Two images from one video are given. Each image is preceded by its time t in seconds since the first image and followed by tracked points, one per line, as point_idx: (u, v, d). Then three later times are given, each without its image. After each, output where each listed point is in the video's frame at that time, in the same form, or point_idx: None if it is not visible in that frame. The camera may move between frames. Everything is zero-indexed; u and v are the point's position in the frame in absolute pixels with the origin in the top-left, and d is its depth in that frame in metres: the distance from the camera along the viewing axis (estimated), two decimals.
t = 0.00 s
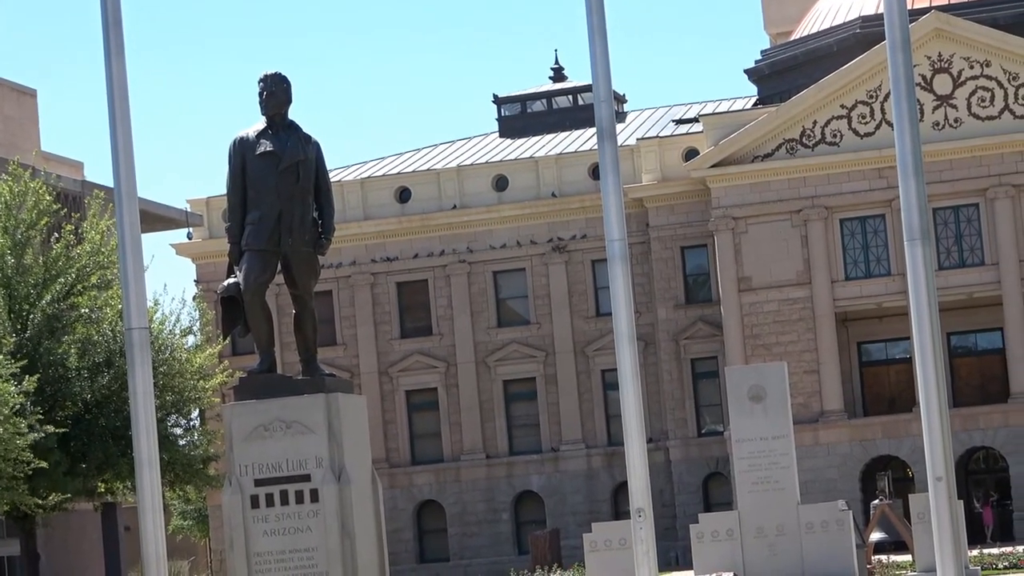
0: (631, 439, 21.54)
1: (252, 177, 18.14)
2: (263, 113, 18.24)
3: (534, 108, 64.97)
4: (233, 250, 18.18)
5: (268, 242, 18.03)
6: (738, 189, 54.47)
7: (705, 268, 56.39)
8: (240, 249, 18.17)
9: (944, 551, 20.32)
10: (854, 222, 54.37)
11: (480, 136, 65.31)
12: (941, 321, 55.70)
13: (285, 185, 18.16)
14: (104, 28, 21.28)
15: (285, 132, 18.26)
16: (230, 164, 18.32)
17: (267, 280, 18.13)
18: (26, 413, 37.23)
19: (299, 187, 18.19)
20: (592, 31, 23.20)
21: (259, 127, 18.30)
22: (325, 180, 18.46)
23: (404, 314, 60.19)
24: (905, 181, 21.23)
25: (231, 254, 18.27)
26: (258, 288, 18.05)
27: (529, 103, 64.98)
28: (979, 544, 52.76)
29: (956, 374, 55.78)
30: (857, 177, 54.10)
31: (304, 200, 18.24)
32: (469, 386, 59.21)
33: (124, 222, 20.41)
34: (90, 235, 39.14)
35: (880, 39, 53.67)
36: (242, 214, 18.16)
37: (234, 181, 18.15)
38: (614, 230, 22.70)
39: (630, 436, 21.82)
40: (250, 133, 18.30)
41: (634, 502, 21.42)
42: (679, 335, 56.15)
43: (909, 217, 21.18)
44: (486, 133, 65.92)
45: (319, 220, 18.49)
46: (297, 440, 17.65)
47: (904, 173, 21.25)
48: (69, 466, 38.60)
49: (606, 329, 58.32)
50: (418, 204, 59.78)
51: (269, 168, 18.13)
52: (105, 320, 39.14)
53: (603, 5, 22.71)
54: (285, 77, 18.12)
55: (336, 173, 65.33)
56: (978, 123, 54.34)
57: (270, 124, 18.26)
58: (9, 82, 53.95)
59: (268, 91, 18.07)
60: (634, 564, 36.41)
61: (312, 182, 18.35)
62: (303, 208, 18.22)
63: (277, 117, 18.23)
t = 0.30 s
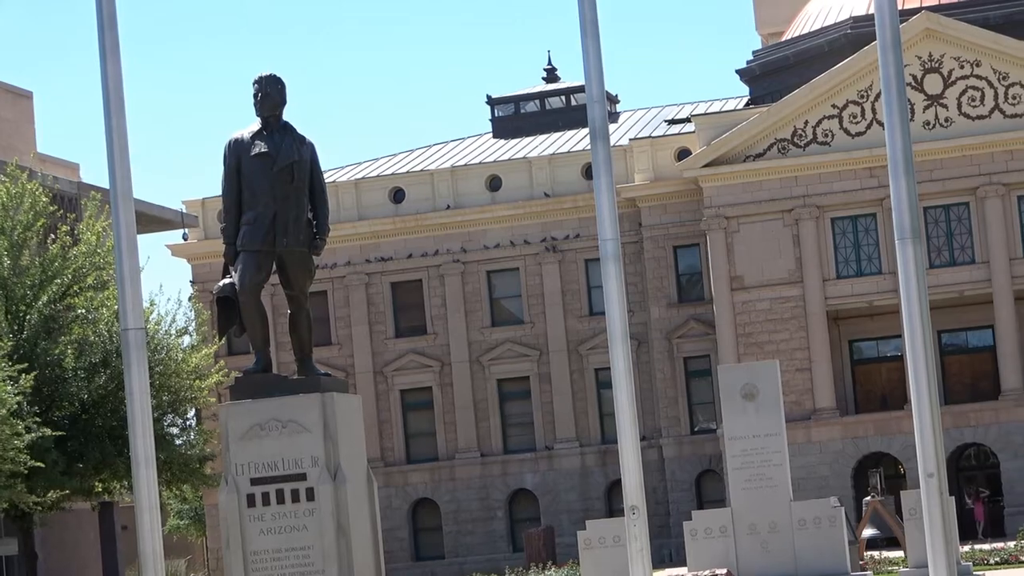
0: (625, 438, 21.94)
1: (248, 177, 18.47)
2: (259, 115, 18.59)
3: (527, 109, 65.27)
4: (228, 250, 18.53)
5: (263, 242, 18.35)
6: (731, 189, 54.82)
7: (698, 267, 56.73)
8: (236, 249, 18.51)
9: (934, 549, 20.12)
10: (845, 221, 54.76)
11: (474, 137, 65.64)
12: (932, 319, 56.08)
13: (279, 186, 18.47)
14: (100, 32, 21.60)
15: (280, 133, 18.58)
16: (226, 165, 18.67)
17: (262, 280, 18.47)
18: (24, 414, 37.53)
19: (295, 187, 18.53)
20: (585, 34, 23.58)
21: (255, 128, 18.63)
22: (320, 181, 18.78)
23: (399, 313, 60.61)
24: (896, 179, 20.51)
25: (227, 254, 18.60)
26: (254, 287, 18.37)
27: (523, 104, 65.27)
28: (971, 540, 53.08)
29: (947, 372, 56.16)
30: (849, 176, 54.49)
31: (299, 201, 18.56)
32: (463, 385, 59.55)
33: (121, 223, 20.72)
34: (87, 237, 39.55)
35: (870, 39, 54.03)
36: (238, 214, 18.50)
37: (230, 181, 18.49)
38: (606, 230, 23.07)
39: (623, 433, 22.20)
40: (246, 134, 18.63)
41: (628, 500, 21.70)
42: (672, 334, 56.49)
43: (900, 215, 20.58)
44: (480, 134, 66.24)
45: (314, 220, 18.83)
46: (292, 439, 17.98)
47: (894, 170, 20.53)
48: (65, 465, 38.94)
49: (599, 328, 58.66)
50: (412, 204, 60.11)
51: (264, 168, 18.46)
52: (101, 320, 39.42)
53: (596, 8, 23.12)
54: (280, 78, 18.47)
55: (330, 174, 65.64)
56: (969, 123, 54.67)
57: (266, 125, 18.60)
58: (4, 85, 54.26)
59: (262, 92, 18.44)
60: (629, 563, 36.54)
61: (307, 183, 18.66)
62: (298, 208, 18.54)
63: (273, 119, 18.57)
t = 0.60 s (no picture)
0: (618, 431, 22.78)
1: (247, 179, 19.45)
2: (259, 119, 19.54)
3: (522, 111, 66.30)
4: (230, 249, 19.52)
5: (262, 242, 19.32)
6: (721, 190, 55.87)
7: (690, 267, 57.76)
8: (237, 248, 19.50)
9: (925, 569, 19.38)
10: (834, 221, 55.85)
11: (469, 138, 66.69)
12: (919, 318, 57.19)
13: (278, 186, 19.42)
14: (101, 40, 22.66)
15: (278, 135, 19.52)
16: (227, 166, 19.63)
17: (262, 278, 19.44)
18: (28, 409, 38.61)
19: (293, 188, 19.46)
20: (579, 37, 24.31)
21: (255, 131, 19.59)
22: (318, 182, 19.72)
23: (396, 312, 61.71)
24: (883, 182, 20.44)
25: (227, 253, 19.60)
26: (253, 285, 19.36)
27: (517, 106, 66.29)
28: (956, 535, 54.16)
29: (933, 370, 57.24)
30: (838, 178, 55.56)
31: (297, 201, 19.48)
32: (459, 382, 60.61)
33: (122, 223, 21.76)
34: (90, 237, 40.75)
35: (858, 43, 55.08)
36: (239, 214, 19.47)
37: (230, 183, 19.47)
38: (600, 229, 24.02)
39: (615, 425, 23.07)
40: (246, 137, 19.59)
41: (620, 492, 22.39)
42: (664, 332, 57.61)
43: (887, 216, 20.39)
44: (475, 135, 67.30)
45: (313, 220, 19.75)
46: (291, 435, 18.95)
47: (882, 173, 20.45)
48: (69, 460, 40.00)
49: (592, 326, 59.73)
50: (409, 205, 61.14)
51: (263, 170, 19.41)
52: (104, 319, 40.53)
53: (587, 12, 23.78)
54: (278, 82, 19.41)
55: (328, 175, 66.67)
56: (955, 125, 55.75)
57: (265, 128, 19.55)
58: (9, 87, 55.29)
59: (261, 96, 19.39)
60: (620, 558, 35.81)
61: (305, 183, 19.60)
62: (296, 208, 19.47)
63: (272, 122, 19.51)
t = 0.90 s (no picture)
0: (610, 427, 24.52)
1: (250, 184, 19.48)
2: (261, 123, 19.55)
3: (517, 116, 67.99)
4: (232, 251, 19.53)
5: (265, 244, 19.37)
6: (710, 193, 57.55)
7: (680, 267, 59.47)
8: (239, 250, 19.52)
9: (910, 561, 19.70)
10: (819, 223, 57.55)
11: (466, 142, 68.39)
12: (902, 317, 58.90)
13: (280, 190, 19.48)
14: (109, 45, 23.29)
15: (281, 139, 19.55)
16: (230, 170, 19.68)
17: (264, 279, 19.51)
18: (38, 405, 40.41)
19: (295, 191, 19.51)
20: (574, 51, 26.05)
21: (257, 136, 19.61)
22: (319, 185, 19.76)
23: (395, 311, 63.40)
24: (868, 185, 20.76)
25: (230, 255, 19.62)
26: (256, 287, 19.40)
27: (512, 111, 67.98)
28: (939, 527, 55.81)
29: (916, 366, 58.92)
30: (823, 180, 57.18)
31: (298, 204, 19.55)
32: (456, 379, 62.29)
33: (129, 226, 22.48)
34: (98, 239, 42.37)
35: (843, 50, 56.73)
36: (241, 218, 19.49)
37: (233, 187, 19.49)
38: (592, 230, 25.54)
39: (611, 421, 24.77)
40: (248, 141, 19.62)
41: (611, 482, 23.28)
42: (655, 330, 59.32)
43: (872, 218, 20.71)
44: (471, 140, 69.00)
45: (314, 223, 19.81)
46: (293, 432, 18.96)
47: (867, 176, 20.82)
48: (78, 455, 41.83)
49: (585, 324, 61.43)
50: (407, 207, 62.81)
51: (266, 173, 19.45)
52: (111, 318, 42.36)
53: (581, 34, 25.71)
54: (281, 88, 19.44)
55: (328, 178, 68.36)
56: (937, 129, 57.41)
57: (267, 133, 19.56)
58: (19, 94, 56.99)
59: (264, 102, 19.39)
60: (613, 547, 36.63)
61: (306, 187, 19.65)
62: (298, 212, 19.54)
63: (274, 126, 19.54)
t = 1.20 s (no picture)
0: (605, 424, 24.87)
1: (254, 186, 19.14)
2: (264, 126, 19.25)
3: (513, 120, 69.78)
4: (236, 252, 19.15)
5: (268, 244, 18.99)
6: (701, 195, 59.28)
7: (671, 266, 61.21)
8: (243, 251, 19.15)
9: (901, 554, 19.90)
10: (807, 224, 59.27)
11: (463, 146, 70.16)
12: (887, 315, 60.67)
13: (284, 192, 19.14)
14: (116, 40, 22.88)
15: (283, 143, 19.25)
16: (234, 173, 19.34)
17: (268, 278, 19.10)
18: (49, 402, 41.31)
19: (297, 193, 19.17)
20: (567, 49, 26.39)
21: (260, 139, 19.31)
22: (320, 187, 19.47)
23: (395, 310, 65.08)
24: (854, 188, 20.92)
25: (233, 256, 19.24)
26: (260, 286, 19.02)
27: (508, 116, 69.77)
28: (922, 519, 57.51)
29: (900, 363, 60.67)
30: (810, 182, 58.94)
31: (301, 206, 19.22)
32: (454, 376, 64.04)
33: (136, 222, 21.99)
34: (105, 240, 43.40)
35: (829, 56, 58.47)
36: (245, 219, 19.13)
37: (237, 189, 19.14)
38: (587, 229, 26.02)
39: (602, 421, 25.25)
40: (251, 144, 19.30)
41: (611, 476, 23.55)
42: (647, 328, 61.02)
43: (857, 220, 20.86)
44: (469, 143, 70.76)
45: (315, 224, 19.46)
46: (295, 427, 18.38)
47: (853, 179, 20.92)
48: (86, 450, 42.63)
49: (579, 322, 63.14)
50: (406, 209, 64.55)
51: (269, 175, 19.13)
52: (119, 316, 43.08)
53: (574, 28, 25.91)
54: (284, 91, 19.11)
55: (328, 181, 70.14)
56: (921, 133, 59.14)
57: (270, 136, 19.27)
58: (30, 100, 58.72)
59: (267, 105, 19.07)
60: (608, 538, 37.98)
61: (308, 189, 19.34)
62: (300, 213, 19.21)
63: (276, 129, 19.24)
